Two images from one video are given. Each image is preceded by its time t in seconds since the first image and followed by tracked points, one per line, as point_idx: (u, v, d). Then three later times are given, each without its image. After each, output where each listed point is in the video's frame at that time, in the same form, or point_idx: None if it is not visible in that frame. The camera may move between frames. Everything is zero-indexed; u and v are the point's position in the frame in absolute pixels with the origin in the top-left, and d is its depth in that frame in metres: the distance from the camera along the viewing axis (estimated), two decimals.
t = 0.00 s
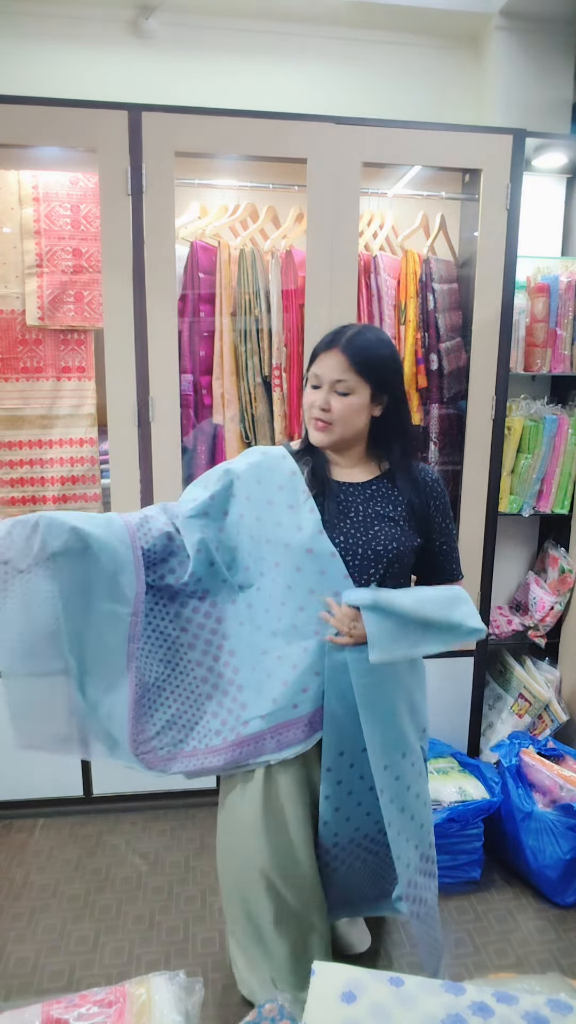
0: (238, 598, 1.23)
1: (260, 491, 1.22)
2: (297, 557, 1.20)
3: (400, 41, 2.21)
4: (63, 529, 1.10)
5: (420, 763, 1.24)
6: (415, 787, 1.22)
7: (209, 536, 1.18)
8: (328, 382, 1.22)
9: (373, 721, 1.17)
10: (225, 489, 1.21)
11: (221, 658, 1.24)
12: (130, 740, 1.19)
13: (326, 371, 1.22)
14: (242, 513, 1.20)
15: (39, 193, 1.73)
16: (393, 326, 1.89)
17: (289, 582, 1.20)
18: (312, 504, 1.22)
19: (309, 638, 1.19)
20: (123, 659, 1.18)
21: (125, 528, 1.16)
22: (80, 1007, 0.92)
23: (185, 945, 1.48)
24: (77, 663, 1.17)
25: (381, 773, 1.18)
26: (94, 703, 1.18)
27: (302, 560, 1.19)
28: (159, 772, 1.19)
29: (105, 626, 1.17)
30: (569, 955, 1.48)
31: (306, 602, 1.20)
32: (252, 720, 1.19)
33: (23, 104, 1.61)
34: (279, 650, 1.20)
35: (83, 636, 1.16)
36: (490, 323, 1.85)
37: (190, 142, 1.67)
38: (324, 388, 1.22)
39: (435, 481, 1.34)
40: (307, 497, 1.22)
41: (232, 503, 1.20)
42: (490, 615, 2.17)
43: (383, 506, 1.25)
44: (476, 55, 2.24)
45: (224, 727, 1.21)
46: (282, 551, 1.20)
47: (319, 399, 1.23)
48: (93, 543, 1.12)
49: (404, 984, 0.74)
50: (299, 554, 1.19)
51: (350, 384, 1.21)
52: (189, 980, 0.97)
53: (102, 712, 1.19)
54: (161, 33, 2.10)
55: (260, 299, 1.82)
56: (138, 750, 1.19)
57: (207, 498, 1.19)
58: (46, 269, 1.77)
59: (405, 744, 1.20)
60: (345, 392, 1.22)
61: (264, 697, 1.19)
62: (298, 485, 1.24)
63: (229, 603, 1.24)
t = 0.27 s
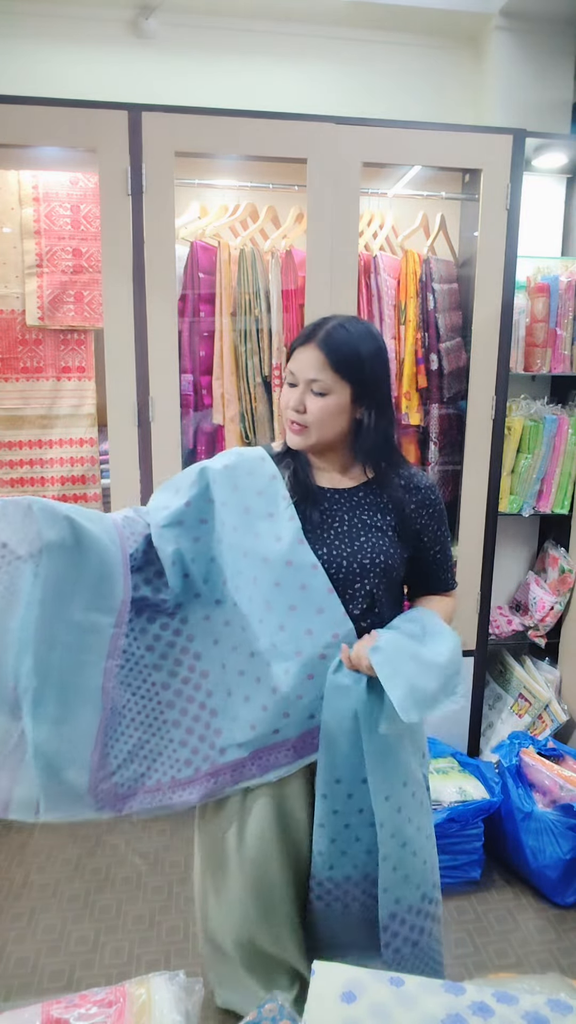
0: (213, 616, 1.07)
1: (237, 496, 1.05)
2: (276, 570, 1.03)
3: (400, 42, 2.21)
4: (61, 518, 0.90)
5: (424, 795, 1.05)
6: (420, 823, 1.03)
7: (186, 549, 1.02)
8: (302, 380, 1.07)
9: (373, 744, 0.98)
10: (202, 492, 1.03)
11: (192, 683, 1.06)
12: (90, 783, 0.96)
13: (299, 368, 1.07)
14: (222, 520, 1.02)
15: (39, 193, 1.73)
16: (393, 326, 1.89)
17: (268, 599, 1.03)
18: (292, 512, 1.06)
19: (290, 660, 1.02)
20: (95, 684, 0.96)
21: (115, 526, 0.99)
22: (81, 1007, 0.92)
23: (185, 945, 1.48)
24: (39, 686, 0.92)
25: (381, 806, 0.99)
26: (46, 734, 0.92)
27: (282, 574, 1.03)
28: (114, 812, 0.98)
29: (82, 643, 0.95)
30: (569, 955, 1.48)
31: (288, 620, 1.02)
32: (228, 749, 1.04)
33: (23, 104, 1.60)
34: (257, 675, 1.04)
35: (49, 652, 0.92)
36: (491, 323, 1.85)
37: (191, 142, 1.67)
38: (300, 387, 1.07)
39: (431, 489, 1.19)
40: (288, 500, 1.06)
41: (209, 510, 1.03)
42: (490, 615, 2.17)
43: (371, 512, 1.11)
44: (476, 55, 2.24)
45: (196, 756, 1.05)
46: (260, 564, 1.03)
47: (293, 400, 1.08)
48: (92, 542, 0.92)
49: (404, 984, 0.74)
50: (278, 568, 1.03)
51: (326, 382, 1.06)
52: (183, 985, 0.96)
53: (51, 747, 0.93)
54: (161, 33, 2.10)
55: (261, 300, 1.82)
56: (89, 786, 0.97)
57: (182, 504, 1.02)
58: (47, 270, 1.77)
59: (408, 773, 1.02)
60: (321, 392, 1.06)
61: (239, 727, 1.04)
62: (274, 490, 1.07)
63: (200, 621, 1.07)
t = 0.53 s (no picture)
0: (203, 633, 0.91)
1: (231, 506, 0.90)
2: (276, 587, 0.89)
3: (400, 42, 2.21)
4: (38, 535, 0.78)
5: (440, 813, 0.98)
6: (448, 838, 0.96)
7: (174, 563, 0.87)
8: (296, 386, 0.97)
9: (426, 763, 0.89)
10: (194, 497, 0.88)
11: (181, 709, 0.91)
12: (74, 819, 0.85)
13: (292, 373, 0.98)
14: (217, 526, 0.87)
15: (39, 193, 1.73)
16: (392, 326, 1.90)
17: (266, 618, 0.88)
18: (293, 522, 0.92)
19: (290, 686, 0.87)
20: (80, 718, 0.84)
21: (93, 536, 0.84)
22: (80, 1007, 0.82)
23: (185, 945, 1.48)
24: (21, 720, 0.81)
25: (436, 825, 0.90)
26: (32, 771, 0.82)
27: (284, 590, 0.89)
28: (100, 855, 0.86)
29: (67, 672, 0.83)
30: (569, 955, 1.48)
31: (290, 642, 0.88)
32: (221, 783, 0.89)
33: (23, 104, 1.60)
34: (253, 702, 0.89)
35: (30, 683, 0.81)
36: (491, 323, 1.85)
37: (191, 142, 1.67)
38: (294, 394, 0.98)
39: (436, 496, 1.11)
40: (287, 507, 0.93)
41: (201, 519, 0.88)
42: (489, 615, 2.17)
43: (378, 521, 1.02)
44: (476, 55, 2.24)
45: (188, 785, 0.90)
46: (259, 581, 0.89)
47: (287, 407, 0.99)
48: (74, 558, 0.80)
49: (404, 984, 0.73)
50: (279, 585, 0.89)
51: (322, 389, 0.96)
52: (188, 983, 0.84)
53: (39, 785, 0.82)
54: (161, 33, 2.10)
55: (261, 300, 1.83)
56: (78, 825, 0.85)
57: (170, 514, 0.87)
58: (46, 269, 1.77)
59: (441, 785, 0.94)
60: (315, 399, 0.97)
61: (232, 760, 0.89)
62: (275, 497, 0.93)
63: (189, 640, 0.91)
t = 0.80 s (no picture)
0: (209, 664, 0.74)
1: (245, 523, 0.75)
2: (291, 613, 0.73)
3: (401, 41, 2.21)
4: (32, 563, 0.65)
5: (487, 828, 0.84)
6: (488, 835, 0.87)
7: (183, 586, 0.72)
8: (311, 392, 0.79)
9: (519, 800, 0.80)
10: (204, 511, 0.74)
11: (185, 749, 0.73)
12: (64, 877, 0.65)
13: (308, 377, 0.80)
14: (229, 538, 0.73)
15: (39, 193, 1.73)
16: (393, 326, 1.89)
17: (282, 649, 0.72)
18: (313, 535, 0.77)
19: (308, 726, 0.70)
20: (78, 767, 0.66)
21: (94, 558, 0.71)
22: (80, 1008, 0.80)
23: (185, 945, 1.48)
24: (8, 772, 0.63)
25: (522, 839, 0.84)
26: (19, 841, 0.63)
27: (300, 619, 0.73)
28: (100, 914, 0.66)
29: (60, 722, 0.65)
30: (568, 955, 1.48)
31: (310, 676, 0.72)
32: (230, 830, 0.71)
33: (23, 104, 1.60)
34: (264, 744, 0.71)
35: (18, 729, 0.64)
36: (491, 323, 1.85)
37: (191, 142, 1.67)
38: (310, 404, 0.80)
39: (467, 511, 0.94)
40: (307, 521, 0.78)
41: (212, 538, 0.73)
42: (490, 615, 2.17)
43: (404, 540, 0.85)
44: (476, 54, 2.24)
45: (194, 831, 0.71)
46: (273, 604, 0.73)
47: (301, 418, 0.81)
48: (69, 589, 0.67)
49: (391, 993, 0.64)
50: (296, 611, 0.73)
51: (342, 398, 0.78)
52: (188, 982, 0.83)
53: (24, 858, 0.64)
54: (161, 33, 2.10)
55: (260, 299, 1.82)
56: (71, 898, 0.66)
57: (179, 531, 0.73)
58: (46, 269, 1.77)
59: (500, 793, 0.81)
60: (335, 407, 0.79)
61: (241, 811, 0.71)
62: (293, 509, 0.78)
63: (194, 673, 0.74)
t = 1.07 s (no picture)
0: (240, 681, 0.68)
1: (280, 522, 0.68)
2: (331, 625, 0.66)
3: (401, 42, 2.21)
4: (33, 571, 0.58)
5: None
6: None
7: (213, 595, 0.66)
8: (356, 388, 0.74)
9: None
10: (235, 510, 0.68)
11: (213, 771, 0.67)
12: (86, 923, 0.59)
13: (353, 371, 0.74)
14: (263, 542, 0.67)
15: (38, 192, 1.72)
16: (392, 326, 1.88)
17: (318, 666, 0.64)
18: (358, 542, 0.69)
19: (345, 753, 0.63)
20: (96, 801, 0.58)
21: (110, 565, 0.64)
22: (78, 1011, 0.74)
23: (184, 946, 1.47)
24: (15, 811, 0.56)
25: None
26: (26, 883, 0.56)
27: (342, 632, 0.65)
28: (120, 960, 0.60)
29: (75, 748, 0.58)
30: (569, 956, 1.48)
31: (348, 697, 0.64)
32: (262, 867, 0.65)
33: (23, 104, 1.60)
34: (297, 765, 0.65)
35: (27, 754, 0.56)
36: (491, 322, 1.85)
37: (191, 142, 1.67)
38: (354, 394, 0.75)
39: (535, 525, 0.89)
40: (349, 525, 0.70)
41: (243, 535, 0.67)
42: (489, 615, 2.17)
43: (460, 549, 0.80)
44: (476, 55, 2.24)
45: (222, 867, 0.65)
46: (310, 614, 0.66)
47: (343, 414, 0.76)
48: (81, 601, 0.59)
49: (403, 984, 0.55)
50: (335, 623, 0.65)
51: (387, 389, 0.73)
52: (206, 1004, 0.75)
53: (33, 897, 0.57)
54: (162, 33, 2.10)
55: (260, 299, 1.82)
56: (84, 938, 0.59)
57: (209, 532, 0.66)
58: (46, 269, 1.77)
59: None
60: (383, 407, 0.74)
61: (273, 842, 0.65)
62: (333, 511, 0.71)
63: (223, 689, 0.68)
